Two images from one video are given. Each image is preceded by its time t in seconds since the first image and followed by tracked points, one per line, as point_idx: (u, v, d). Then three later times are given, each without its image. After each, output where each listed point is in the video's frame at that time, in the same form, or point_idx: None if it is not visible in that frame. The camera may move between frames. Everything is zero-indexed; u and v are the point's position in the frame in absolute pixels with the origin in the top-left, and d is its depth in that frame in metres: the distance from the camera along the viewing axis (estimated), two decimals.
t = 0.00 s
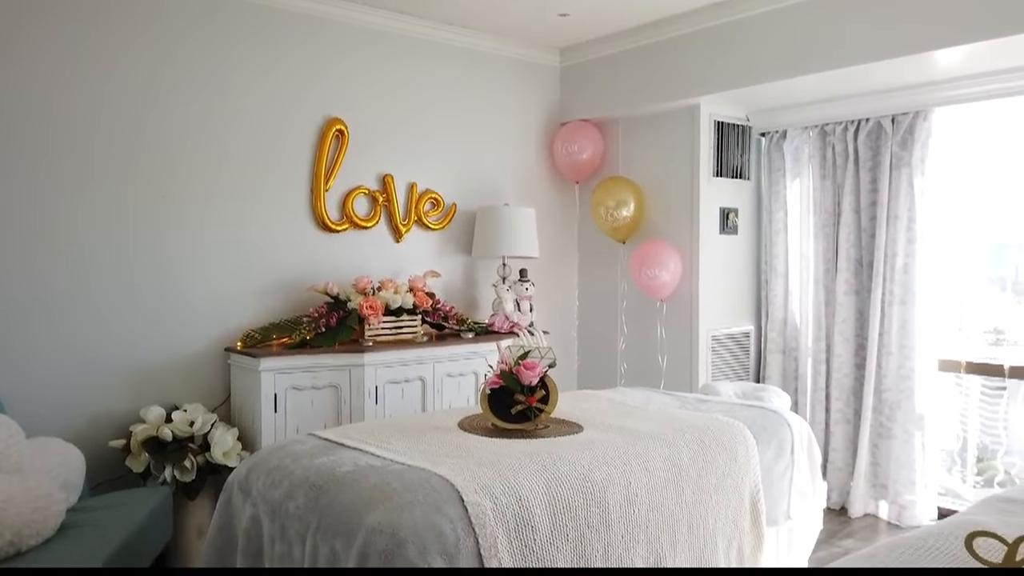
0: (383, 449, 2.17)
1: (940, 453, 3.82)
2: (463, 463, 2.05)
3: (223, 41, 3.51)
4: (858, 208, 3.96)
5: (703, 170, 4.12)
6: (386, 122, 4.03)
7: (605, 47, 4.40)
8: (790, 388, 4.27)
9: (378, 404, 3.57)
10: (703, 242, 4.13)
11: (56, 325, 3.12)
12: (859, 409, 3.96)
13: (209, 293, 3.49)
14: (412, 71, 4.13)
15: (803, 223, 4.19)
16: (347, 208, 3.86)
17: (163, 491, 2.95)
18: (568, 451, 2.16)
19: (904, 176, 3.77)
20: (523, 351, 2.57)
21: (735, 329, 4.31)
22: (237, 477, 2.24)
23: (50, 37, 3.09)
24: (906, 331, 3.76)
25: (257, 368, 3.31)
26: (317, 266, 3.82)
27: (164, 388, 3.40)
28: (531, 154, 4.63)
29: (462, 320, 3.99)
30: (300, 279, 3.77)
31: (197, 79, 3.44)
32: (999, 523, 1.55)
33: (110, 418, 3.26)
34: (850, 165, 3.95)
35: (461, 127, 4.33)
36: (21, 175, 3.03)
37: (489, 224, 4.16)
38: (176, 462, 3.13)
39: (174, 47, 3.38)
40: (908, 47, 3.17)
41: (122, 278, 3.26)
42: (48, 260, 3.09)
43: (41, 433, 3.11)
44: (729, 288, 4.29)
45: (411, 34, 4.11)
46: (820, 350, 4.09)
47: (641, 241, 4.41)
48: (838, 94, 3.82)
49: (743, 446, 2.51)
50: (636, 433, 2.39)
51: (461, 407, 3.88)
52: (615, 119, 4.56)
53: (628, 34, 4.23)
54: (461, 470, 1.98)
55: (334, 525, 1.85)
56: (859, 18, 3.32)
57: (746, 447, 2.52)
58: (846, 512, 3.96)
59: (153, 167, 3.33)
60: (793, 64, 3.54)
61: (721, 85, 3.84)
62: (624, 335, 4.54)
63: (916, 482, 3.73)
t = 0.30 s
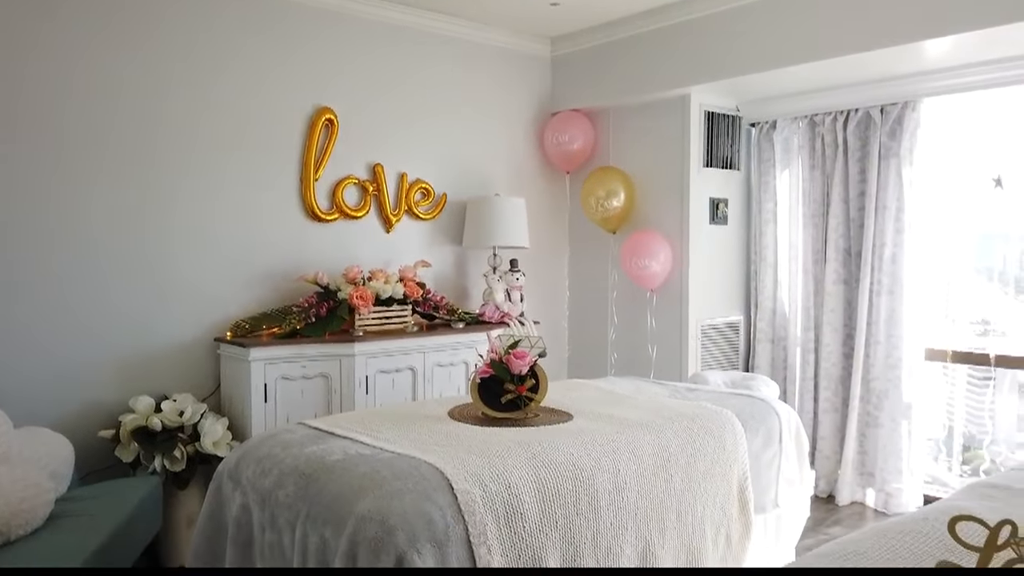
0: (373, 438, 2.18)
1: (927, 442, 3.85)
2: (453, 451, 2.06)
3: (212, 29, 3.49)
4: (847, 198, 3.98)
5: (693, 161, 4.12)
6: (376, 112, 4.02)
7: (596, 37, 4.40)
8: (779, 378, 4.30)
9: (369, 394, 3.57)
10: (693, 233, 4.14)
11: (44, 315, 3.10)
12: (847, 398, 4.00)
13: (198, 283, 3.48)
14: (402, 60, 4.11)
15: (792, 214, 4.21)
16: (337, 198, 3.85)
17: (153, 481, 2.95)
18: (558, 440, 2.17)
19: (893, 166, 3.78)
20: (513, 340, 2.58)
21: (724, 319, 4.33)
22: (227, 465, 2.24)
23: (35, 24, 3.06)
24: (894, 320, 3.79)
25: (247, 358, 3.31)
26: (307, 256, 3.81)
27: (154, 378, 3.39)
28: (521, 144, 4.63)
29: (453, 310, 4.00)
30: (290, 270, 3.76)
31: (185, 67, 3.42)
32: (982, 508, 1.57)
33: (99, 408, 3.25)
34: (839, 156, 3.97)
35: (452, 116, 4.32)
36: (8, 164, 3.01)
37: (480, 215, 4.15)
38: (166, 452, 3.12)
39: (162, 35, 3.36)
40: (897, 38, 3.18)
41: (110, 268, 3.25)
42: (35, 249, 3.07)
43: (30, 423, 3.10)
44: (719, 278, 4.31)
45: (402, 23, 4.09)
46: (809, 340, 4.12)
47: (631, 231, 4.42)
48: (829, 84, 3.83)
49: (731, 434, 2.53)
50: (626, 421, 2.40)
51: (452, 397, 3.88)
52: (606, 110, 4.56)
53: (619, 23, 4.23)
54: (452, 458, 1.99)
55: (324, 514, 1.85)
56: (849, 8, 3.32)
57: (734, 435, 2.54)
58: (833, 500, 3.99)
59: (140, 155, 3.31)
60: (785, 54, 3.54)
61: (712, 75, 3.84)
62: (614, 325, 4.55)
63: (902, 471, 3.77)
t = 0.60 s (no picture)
0: (364, 426, 2.19)
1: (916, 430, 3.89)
2: (444, 439, 2.07)
3: (201, 17, 3.47)
4: (837, 187, 3.99)
5: (684, 151, 4.13)
6: (368, 101, 4.01)
7: (588, 26, 4.39)
8: (769, 367, 4.32)
9: (360, 383, 3.58)
10: (684, 223, 4.15)
11: (33, 304, 3.09)
12: (836, 387, 4.02)
13: (188, 273, 3.47)
14: (393, 49, 4.10)
15: (783, 204, 4.23)
16: (328, 187, 3.84)
17: (144, 470, 2.95)
18: (549, 428, 2.18)
19: (883, 156, 3.80)
20: (504, 329, 2.59)
21: (715, 308, 4.35)
22: (218, 454, 2.24)
23: (22, 11, 3.03)
24: (883, 310, 3.81)
25: (238, 347, 3.30)
26: (298, 246, 3.81)
27: (144, 367, 3.39)
28: (513, 133, 4.63)
29: (444, 300, 4.00)
30: (281, 259, 3.76)
31: (174, 56, 3.40)
32: (967, 494, 1.58)
33: (90, 397, 3.25)
34: (830, 146, 3.98)
35: (444, 106, 4.31)
36: None
37: (472, 204, 4.15)
38: (157, 441, 3.12)
39: (151, 23, 3.34)
40: (887, 27, 3.18)
41: (97, 258, 3.23)
42: (23, 238, 3.06)
43: (20, 413, 3.09)
44: (710, 268, 4.32)
45: (393, 11, 4.08)
46: (799, 329, 4.14)
47: (623, 221, 4.43)
48: (820, 73, 3.84)
49: (721, 423, 2.55)
50: (616, 409, 2.42)
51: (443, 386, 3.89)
52: (598, 99, 4.56)
53: (611, 13, 4.22)
54: (442, 446, 1.99)
55: (315, 501, 1.86)
56: None
57: (724, 423, 2.55)
58: (822, 488, 4.03)
59: (125, 144, 3.29)
60: (776, 44, 3.54)
61: (704, 64, 3.84)
62: (606, 314, 4.57)
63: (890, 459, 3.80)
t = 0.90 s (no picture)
0: (356, 414, 2.19)
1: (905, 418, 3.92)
2: (435, 427, 2.07)
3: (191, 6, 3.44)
4: (829, 177, 4.00)
5: (677, 140, 4.13)
6: (360, 90, 4.00)
7: (581, 15, 4.38)
8: (761, 356, 4.34)
9: (353, 372, 3.58)
10: (676, 213, 4.16)
11: (23, 293, 3.08)
12: (827, 375, 4.05)
13: (181, 263, 3.47)
14: (385, 37, 4.08)
15: (775, 193, 4.24)
16: (320, 176, 3.83)
17: (137, 459, 2.95)
18: (540, 416, 2.19)
19: (874, 145, 3.81)
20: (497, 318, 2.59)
21: (707, 298, 4.36)
22: (210, 442, 2.24)
23: None
24: (874, 299, 3.83)
25: (230, 336, 3.30)
26: (291, 235, 3.80)
27: (137, 357, 3.38)
28: (506, 122, 4.62)
29: (437, 289, 4.00)
30: (273, 248, 3.75)
31: (164, 44, 3.38)
32: (951, 477, 1.60)
33: (82, 386, 3.24)
34: (821, 135, 3.99)
35: (436, 95, 4.30)
36: None
37: (465, 193, 4.15)
38: (150, 431, 3.12)
39: (141, 11, 3.31)
40: (880, 16, 3.18)
41: (89, 249, 3.22)
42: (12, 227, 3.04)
43: (12, 402, 3.09)
44: (702, 257, 4.33)
45: None
46: (791, 318, 4.15)
47: (615, 211, 4.43)
48: (813, 63, 3.84)
49: (712, 410, 2.56)
50: (608, 397, 2.43)
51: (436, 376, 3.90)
52: (591, 89, 4.55)
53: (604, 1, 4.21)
54: (434, 433, 2.00)
55: (307, 488, 1.86)
56: None
57: (714, 411, 2.57)
58: (813, 476, 4.06)
59: (117, 135, 3.27)
60: (768, 33, 3.54)
61: (696, 54, 3.84)
62: (599, 304, 4.58)
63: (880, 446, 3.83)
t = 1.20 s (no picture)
0: (349, 402, 2.20)
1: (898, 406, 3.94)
2: (429, 414, 2.08)
3: None
4: (822, 166, 4.01)
5: (671, 129, 4.13)
6: (354, 79, 3.99)
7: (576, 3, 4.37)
8: (754, 345, 4.36)
9: (347, 361, 3.58)
10: (670, 202, 4.16)
11: (15, 282, 3.07)
12: (819, 364, 4.06)
13: (174, 252, 3.46)
14: (379, 25, 4.07)
15: (768, 182, 4.24)
16: (314, 165, 3.82)
17: (131, 447, 2.95)
18: (534, 404, 2.20)
19: (868, 135, 3.82)
20: (490, 306, 2.60)
21: (701, 287, 4.38)
22: (204, 430, 2.25)
23: None
24: (866, 288, 3.85)
25: (224, 325, 3.30)
26: (285, 224, 3.79)
27: (130, 346, 3.38)
28: (500, 112, 4.61)
29: (431, 279, 4.00)
30: (267, 237, 3.75)
31: (155, 32, 3.36)
32: (938, 462, 1.61)
33: (75, 375, 3.24)
34: (815, 124, 3.99)
35: (430, 84, 4.29)
36: None
37: (459, 183, 4.14)
38: (144, 419, 3.13)
39: None
40: (874, 5, 3.18)
41: (82, 238, 3.21)
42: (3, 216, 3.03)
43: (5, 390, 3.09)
44: (696, 247, 4.34)
45: None
46: (783, 308, 4.17)
47: (609, 200, 4.44)
48: (806, 52, 3.84)
49: (704, 398, 2.58)
50: (602, 386, 2.44)
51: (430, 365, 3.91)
52: (585, 78, 4.55)
53: None
54: (427, 421, 2.01)
55: (301, 475, 1.87)
56: None
57: (707, 399, 2.58)
58: (805, 464, 4.08)
59: (109, 125, 3.26)
60: (763, 21, 3.54)
61: (691, 42, 3.84)
62: (593, 293, 4.59)
63: (872, 434, 3.86)
